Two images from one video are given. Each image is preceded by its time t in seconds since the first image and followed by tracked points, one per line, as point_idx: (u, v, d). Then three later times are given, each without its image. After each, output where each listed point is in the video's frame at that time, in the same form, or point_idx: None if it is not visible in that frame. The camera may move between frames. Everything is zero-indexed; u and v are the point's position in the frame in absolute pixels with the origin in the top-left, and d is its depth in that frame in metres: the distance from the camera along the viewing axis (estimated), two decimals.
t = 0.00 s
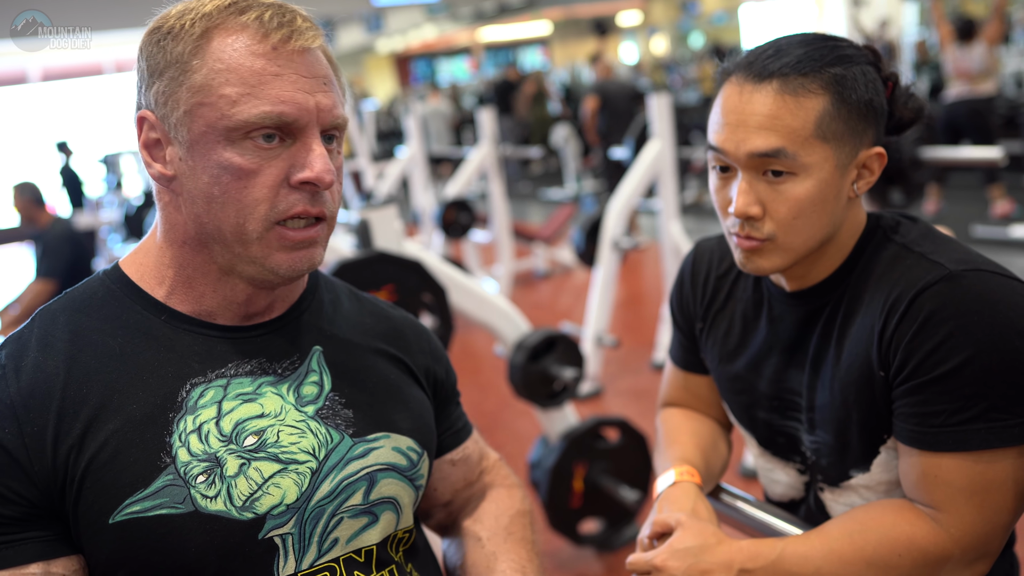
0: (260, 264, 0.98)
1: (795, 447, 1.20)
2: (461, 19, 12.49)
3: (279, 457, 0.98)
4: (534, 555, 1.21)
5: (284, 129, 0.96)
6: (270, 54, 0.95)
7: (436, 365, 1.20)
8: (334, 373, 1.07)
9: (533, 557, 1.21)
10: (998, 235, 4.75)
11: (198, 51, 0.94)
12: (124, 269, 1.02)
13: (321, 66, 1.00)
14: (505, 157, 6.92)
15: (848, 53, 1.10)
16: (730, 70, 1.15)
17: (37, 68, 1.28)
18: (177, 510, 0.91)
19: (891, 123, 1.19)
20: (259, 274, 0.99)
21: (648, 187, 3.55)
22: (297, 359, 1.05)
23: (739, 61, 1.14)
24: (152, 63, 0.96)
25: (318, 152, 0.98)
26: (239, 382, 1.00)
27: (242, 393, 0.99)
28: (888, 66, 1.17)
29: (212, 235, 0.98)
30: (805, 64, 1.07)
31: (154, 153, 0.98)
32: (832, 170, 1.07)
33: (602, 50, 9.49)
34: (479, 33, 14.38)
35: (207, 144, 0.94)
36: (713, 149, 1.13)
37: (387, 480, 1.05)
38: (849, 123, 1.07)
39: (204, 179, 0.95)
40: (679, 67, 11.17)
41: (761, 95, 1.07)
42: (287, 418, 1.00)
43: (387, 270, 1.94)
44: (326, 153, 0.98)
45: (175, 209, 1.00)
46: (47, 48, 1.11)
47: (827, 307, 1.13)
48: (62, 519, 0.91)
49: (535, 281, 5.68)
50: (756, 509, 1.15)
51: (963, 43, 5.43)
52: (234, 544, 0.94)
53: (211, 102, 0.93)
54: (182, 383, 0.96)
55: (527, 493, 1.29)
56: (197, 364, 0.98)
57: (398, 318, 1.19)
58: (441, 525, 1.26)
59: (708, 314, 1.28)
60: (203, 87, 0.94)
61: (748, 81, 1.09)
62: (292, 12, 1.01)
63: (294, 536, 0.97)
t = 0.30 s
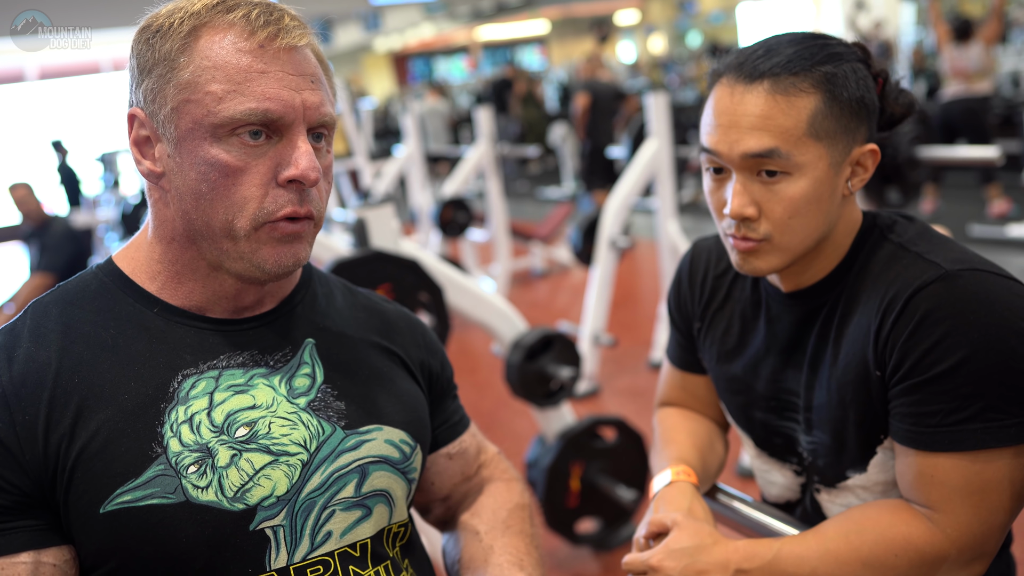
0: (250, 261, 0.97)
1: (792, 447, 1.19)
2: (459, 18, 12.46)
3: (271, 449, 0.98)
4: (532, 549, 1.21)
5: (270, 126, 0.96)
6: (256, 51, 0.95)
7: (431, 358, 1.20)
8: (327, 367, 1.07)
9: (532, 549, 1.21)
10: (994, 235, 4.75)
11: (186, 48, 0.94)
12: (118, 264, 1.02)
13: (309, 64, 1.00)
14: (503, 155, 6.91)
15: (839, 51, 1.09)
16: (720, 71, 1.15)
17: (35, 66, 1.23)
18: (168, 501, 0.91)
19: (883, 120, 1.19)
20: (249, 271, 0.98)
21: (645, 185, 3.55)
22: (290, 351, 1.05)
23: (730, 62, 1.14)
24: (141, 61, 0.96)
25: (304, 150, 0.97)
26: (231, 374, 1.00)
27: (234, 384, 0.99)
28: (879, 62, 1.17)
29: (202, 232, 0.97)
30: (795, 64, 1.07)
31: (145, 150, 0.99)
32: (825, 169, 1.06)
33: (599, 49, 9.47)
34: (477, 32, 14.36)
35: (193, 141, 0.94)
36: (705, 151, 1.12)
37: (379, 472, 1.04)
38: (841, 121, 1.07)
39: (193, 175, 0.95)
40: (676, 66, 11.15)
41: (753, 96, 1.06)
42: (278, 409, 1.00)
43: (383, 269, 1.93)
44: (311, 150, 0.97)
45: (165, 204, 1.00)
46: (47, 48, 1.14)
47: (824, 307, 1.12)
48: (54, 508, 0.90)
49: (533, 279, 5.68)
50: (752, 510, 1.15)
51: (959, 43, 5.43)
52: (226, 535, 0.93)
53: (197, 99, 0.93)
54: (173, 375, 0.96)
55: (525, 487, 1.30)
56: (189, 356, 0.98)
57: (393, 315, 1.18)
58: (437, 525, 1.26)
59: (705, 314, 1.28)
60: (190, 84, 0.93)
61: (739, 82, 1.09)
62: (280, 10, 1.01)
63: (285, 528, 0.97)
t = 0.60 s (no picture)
0: (224, 259, 0.97)
1: (789, 447, 1.19)
2: (457, 18, 12.43)
3: (268, 443, 0.97)
4: (526, 562, 1.21)
5: (248, 125, 0.96)
6: (242, 51, 0.95)
7: (427, 364, 1.19)
8: (325, 364, 1.07)
9: (525, 562, 1.21)
10: (993, 234, 4.75)
11: (176, 45, 0.95)
12: (119, 260, 1.02)
13: (301, 67, 0.99)
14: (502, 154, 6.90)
15: (837, 46, 1.09)
16: (719, 65, 1.15)
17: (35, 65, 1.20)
18: (164, 492, 0.90)
19: (882, 118, 1.18)
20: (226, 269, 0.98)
21: (643, 184, 3.54)
22: (288, 348, 1.05)
23: (729, 54, 1.14)
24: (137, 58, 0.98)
25: (280, 152, 0.97)
26: (230, 368, 1.00)
27: (232, 379, 0.99)
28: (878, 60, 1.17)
29: (182, 228, 0.98)
30: (794, 57, 1.06)
31: (141, 145, 1.01)
32: (824, 163, 1.06)
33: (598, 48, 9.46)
34: (476, 31, 14.34)
35: (174, 137, 0.95)
36: (704, 143, 1.12)
37: (376, 469, 1.04)
38: (839, 115, 1.06)
39: (173, 169, 0.96)
40: (675, 65, 11.14)
41: (751, 88, 1.06)
42: (276, 405, 1.00)
43: (381, 268, 1.93)
44: (287, 153, 0.97)
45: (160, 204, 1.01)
46: (46, 48, 1.14)
47: (821, 306, 1.12)
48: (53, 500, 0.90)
49: (531, 278, 5.67)
50: (749, 508, 1.15)
51: (957, 42, 5.43)
52: (221, 527, 0.93)
53: (180, 96, 0.94)
54: (172, 368, 0.96)
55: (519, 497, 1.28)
56: (187, 351, 0.98)
57: (391, 315, 1.18)
58: (433, 526, 1.25)
59: (704, 312, 1.28)
60: (176, 81, 0.94)
61: (738, 74, 1.08)
62: (276, 12, 1.00)
63: (281, 521, 0.96)
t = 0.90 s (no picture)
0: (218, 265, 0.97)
1: (786, 448, 1.19)
2: (457, 18, 12.41)
3: (267, 441, 0.97)
4: (519, 558, 1.20)
5: (247, 128, 0.96)
6: (244, 55, 0.95)
7: (422, 364, 1.19)
8: (324, 364, 1.06)
9: (520, 556, 1.20)
10: (993, 234, 4.75)
11: (180, 49, 0.95)
12: (121, 259, 1.02)
13: (302, 72, 0.99)
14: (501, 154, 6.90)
15: (830, 48, 1.09)
16: (713, 69, 1.14)
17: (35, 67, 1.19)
18: (166, 488, 0.90)
19: (876, 119, 1.18)
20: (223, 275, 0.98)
21: (643, 184, 3.54)
22: (287, 348, 1.05)
23: (722, 60, 1.13)
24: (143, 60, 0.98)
25: (278, 155, 0.97)
26: (230, 368, 1.00)
27: (232, 378, 0.99)
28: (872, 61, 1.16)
29: (180, 229, 0.99)
30: (787, 61, 1.06)
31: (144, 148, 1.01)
32: (818, 167, 1.06)
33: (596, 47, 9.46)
34: (475, 31, 14.33)
35: (175, 139, 0.95)
36: (698, 147, 1.12)
37: (373, 467, 1.04)
38: (833, 119, 1.06)
39: (173, 170, 0.96)
40: (674, 65, 11.13)
41: (745, 92, 1.06)
42: (275, 403, 1.00)
43: (380, 269, 1.92)
44: (285, 156, 0.96)
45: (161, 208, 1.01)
46: (46, 48, 1.14)
47: (818, 307, 1.12)
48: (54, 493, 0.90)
49: (530, 278, 5.67)
50: (747, 509, 1.15)
51: (954, 42, 5.43)
52: (222, 524, 0.92)
53: (181, 98, 0.94)
54: (173, 367, 0.96)
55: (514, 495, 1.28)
56: (188, 350, 0.98)
57: (388, 316, 1.18)
58: (429, 527, 1.25)
59: (700, 314, 1.27)
60: (178, 83, 0.95)
61: (731, 78, 1.08)
62: (278, 17, 1.00)
63: (280, 519, 0.96)
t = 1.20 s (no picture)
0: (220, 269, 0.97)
1: (783, 449, 1.19)
2: (459, 22, 12.41)
3: (265, 435, 0.97)
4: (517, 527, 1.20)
5: (249, 138, 0.96)
6: (248, 65, 0.96)
7: (418, 357, 1.20)
8: (323, 362, 1.07)
9: (515, 528, 1.20)
10: (995, 236, 4.73)
11: (184, 56, 0.95)
12: (120, 258, 1.02)
13: (304, 80, 1.00)
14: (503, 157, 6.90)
15: (831, 47, 1.09)
16: (713, 66, 1.14)
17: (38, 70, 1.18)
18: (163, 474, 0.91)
19: (876, 121, 1.18)
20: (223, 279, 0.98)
21: (644, 187, 3.54)
22: (285, 344, 1.05)
23: (723, 56, 1.13)
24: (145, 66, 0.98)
25: (281, 165, 0.97)
26: (229, 361, 1.00)
27: (231, 371, 1.00)
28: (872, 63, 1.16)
29: (182, 234, 0.99)
30: (787, 57, 1.06)
31: (144, 151, 1.01)
32: (815, 163, 1.06)
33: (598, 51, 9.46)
34: (477, 34, 14.32)
35: (177, 147, 0.95)
36: (696, 141, 1.12)
37: (370, 464, 1.04)
38: (832, 116, 1.06)
39: (175, 177, 0.96)
40: (676, 68, 11.12)
41: (745, 87, 1.06)
42: (274, 398, 1.00)
43: (380, 271, 1.92)
44: (287, 167, 0.97)
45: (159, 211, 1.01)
46: (46, 48, 1.16)
47: (814, 307, 1.11)
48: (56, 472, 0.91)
49: (532, 281, 5.67)
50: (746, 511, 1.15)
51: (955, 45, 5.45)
52: (218, 512, 0.92)
53: (183, 105, 0.95)
54: (173, 357, 0.97)
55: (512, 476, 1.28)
56: (188, 342, 0.98)
57: (387, 314, 1.18)
58: (431, 517, 1.25)
59: (696, 315, 1.27)
60: (180, 90, 0.95)
61: (731, 74, 1.08)
62: (282, 24, 1.01)
63: (276, 510, 0.96)
